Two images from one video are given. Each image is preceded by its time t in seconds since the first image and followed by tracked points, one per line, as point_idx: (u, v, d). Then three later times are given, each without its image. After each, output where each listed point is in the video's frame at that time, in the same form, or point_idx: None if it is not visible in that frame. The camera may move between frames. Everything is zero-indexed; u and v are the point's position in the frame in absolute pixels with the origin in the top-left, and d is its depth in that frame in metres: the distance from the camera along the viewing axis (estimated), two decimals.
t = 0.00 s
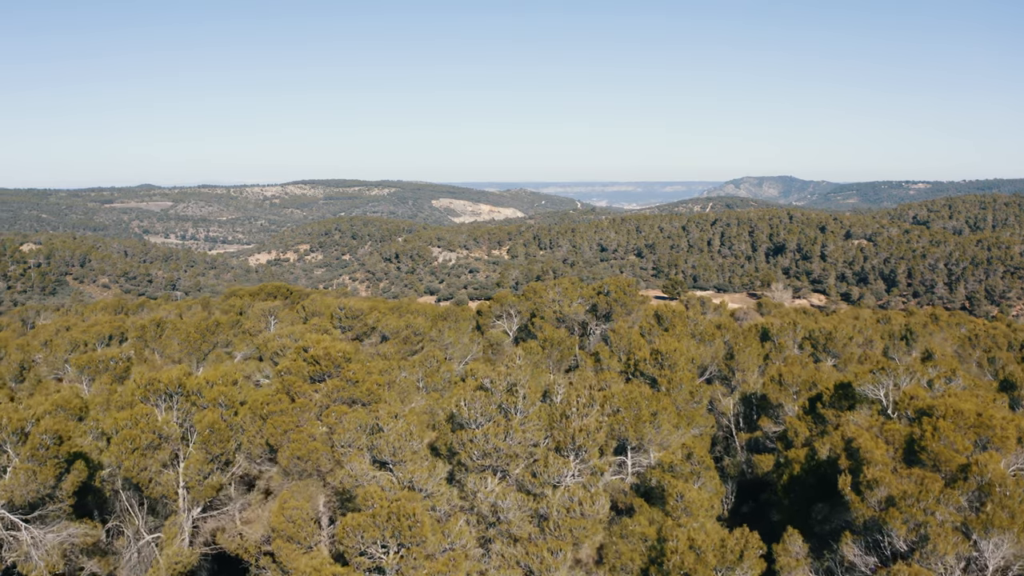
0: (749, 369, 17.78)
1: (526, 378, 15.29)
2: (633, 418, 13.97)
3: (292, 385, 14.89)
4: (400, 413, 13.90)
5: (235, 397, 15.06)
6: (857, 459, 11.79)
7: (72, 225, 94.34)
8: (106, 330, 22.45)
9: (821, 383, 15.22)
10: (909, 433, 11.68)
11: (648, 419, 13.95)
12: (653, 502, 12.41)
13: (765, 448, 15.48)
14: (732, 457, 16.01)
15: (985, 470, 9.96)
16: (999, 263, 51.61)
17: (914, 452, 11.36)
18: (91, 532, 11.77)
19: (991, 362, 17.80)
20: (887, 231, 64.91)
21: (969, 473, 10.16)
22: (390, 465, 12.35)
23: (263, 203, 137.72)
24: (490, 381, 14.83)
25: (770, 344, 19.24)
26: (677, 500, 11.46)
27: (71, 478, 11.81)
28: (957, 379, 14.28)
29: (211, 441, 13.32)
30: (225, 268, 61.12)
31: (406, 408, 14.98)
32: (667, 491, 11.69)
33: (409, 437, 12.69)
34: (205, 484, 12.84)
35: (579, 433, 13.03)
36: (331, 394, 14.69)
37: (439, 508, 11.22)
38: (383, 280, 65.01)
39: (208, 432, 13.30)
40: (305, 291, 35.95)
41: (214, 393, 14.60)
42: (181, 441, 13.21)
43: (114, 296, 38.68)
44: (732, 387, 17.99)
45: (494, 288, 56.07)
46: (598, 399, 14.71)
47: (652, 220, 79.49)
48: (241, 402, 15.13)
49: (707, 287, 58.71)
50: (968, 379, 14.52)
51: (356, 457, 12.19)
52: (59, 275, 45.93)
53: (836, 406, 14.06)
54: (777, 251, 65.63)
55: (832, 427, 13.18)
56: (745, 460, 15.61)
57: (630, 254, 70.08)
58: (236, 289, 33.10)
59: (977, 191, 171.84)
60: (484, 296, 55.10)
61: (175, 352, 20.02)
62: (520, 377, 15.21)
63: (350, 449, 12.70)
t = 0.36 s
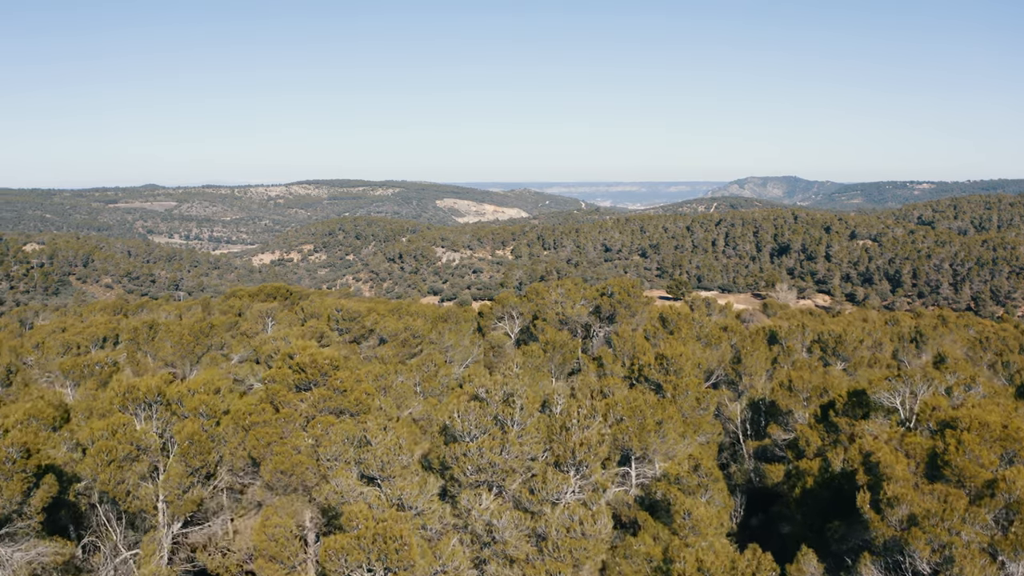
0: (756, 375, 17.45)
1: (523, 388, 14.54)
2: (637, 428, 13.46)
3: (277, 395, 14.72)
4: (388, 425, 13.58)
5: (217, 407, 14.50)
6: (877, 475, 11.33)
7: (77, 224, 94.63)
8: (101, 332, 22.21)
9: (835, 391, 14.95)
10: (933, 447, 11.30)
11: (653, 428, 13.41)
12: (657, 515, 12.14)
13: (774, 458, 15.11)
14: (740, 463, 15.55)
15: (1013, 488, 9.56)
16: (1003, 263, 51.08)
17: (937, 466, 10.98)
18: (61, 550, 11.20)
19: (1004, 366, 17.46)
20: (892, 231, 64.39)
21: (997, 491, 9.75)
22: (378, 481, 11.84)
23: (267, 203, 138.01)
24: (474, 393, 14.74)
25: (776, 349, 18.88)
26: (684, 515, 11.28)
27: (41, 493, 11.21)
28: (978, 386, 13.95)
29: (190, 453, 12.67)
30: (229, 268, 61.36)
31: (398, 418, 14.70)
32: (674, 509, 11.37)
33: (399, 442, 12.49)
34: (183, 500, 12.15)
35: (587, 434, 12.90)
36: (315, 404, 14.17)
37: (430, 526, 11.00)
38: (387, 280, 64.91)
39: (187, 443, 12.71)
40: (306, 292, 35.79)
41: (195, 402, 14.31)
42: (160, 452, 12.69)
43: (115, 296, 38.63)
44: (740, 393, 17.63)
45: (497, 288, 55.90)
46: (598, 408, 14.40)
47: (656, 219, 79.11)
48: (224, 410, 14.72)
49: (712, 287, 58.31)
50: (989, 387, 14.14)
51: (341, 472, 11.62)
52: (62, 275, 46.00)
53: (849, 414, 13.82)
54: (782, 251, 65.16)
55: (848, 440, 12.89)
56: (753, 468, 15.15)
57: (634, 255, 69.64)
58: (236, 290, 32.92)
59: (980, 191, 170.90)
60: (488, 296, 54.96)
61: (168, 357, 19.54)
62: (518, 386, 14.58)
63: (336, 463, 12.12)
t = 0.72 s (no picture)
0: (761, 382, 17.13)
1: (519, 399, 13.80)
2: (641, 438, 12.99)
3: (260, 409, 14.12)
4: (374, 438, 13.11)
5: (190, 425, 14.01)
6: (900, 494, 10.69)
7: (79, 224, 94.77)
8: (92, 334, 21.86)
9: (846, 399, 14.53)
10: (959, 464, 10.85)
11: (656, 438, 13.06)
12: (662, 531, 11.69)
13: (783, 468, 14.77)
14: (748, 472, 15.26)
15: None
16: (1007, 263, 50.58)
17: (962, 485, 10.55)
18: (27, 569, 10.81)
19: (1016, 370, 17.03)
20: (895, 231, 63.89)
21: None
22: (362, 500, 11.44)
23: (269, 203, 138.09)
24: (459, 403, 14.30)
25: (779, 353, 18.54)
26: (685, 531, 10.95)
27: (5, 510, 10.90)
28: (999, 394, 13.22)
29: (165, 467, 12.34)
30: (231, 268, 61.50)
31: (390, 426, 14.38)
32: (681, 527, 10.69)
33: (383, 455, 12.18)
34: (158, 517, 11.73)
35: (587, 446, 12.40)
36: (298, 418, 13.92)
37: (417, 550, 10.29)
38: (388, 280, 64.72)
39: (161, 458, 12.39)
40: (305, 292, 35.63)
41: (170, 413, 13.89)
42: (132, 465, 12.62)
43: (115, 296, 38.59)
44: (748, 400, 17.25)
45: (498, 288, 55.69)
46: (601, 417, 13.78)
47: (659, 219, 78.79)
48: (200, 420, 14.38)
49: (714, 288, 57.92)
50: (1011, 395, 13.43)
51: (322, 491, 11.05)
52: (62, 274, 45.97)
53: (863, 423, 13.37)
54: (784, 251, 64.71)
55: (872, 453, 12.29)
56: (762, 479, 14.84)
57: (636, 255, 69.22)
58: (234, 290, 32.72)
59: (983, 190, 170.14)
60: (489, 296, 54.78)
61: (159, 359, 18.73)
62: (513, 398, 13.74)
63: (318, 480, 11.78)
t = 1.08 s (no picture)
0: (768, 388, 16.84)
1: (513, 412, 12.79)
2: (644, 451, 12.28)
3: (240, 422, 13.37)
4: (355, 456, 12.24)
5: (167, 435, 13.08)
6: (922, 515, 10.04)
7: (81, 224, 94.74)
8: (82, 338, 21.78)
9: (857, 408, 13.97)
10: (987, 482, 10.05)
11: (660, 451, 12.34)
12: (665, 548, 11.22)
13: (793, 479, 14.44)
14: (756, 483, 15.02)
15: None
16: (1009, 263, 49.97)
17: (991, 505, 9.74)
18: None
19: None
20: (898, 231, 63.28)
21: None
22: (343, 523, 10.54)
23: (271, 203, 138.09)
24: (449, 414, 13.58)
25: (787, 358, 18.12)
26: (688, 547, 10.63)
27: None
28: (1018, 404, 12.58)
29: (136, 483, 11.79)
30: (232, 268, 61.58)
31: (381, 434, 13.97)
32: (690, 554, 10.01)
33: (365, 472, 11.47)
34: (129, 538, 11.29)
35: (582, 461, 11.62)
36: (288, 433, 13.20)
37: None
38: (389, 280, 64.47)
39: (130, 474, 11.80)
40: (305, 293, 35.39)
41: (142, 425, 12.92)
42: (103, 481, 11.96)
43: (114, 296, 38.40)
44: (754, 407, 16.91)
45: (500, 288, 55.43)
46: (603, 428, 13.18)
47: (661, 219, 78.38)
48: (178, 433, 13.50)
49: (716, 288, 57.43)
50: None
51: (299, 513, 10.22)
52: (63, 275, 45.84)
53: (877, 434, 12.74)
54: (787, 251, 64.21)
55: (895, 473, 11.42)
56: (772, 489, 14.59)
57: (638, 255, 68.76)
58: (233, 292, 32.49)
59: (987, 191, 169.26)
60: (490, 297, 54.56)
61: (148, 363, 18.36)
62: (504, 413, 12.58)
63: (296, 500, 11.13)
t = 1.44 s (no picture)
0: (771, 397, 16.37)
1: (507, 431, 11.93)
2: (647, 464, 11.76)
3: (218, 440, 12.62)
4: (336, 475, 11.33)
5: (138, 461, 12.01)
6: (948, 539, 9.37)
7: (84, 224, 94.97)
8: (71, 338, 21.29)
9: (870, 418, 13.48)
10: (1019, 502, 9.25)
11: (664, 464, 11.83)
12: (670, 569, 10.93)
13: (801, 489, 14.09)
14: (764, 493, 14.65)
15: None
16: (1014, 263, 49.26)
17: None
18: None
19: None
20: (901, 231, 62.60)
21: None
22: (322, 549, 9.67)
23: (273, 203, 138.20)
24: (439, 427, 13.00)
25: (785, 360, 17.56)
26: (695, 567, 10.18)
27: None
28: None
29: (102, 500, 10.90)
30: (234, 268, 61.63)
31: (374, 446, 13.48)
32: None
33: (349, 493, 10.53)
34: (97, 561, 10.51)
35: (582, 482, 11.06)
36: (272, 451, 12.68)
37: None
38: (390, 280, 64.26)
39: (97, 492, 10.86)
40: (304, 293, 35.20)
41: (111, 439, 12.01)
42: (72, 498, 11.35)
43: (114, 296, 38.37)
44: (762, 415, 16.40)
45: (502, 288, 55.17)
46: (605, 440, 12.63)
47: (664, 220, 78.01)
48: (150, 446, 12.54)
49: (718, 288, 57.12)
50: None
51: (275, 536, 9.35)
52: (63, 274, 45.80)
53: (893, 446, 12.21)
54: (790, 252, 63.73)
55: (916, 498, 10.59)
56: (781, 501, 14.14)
57: (641, 255, 68.44)
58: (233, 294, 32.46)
59: (992, 190, 168.05)
60: (490, 297, 54.37)
61: (138, 366, 17.90)
62: (502, 427, 11.95)
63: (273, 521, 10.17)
